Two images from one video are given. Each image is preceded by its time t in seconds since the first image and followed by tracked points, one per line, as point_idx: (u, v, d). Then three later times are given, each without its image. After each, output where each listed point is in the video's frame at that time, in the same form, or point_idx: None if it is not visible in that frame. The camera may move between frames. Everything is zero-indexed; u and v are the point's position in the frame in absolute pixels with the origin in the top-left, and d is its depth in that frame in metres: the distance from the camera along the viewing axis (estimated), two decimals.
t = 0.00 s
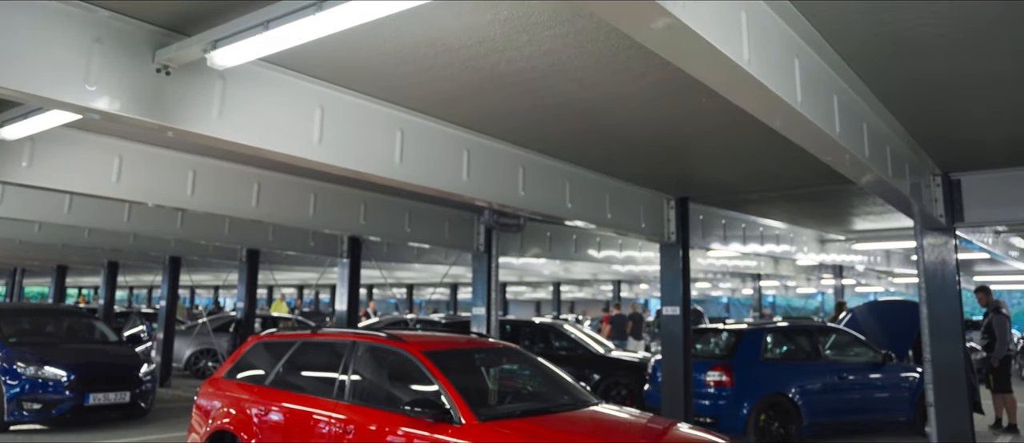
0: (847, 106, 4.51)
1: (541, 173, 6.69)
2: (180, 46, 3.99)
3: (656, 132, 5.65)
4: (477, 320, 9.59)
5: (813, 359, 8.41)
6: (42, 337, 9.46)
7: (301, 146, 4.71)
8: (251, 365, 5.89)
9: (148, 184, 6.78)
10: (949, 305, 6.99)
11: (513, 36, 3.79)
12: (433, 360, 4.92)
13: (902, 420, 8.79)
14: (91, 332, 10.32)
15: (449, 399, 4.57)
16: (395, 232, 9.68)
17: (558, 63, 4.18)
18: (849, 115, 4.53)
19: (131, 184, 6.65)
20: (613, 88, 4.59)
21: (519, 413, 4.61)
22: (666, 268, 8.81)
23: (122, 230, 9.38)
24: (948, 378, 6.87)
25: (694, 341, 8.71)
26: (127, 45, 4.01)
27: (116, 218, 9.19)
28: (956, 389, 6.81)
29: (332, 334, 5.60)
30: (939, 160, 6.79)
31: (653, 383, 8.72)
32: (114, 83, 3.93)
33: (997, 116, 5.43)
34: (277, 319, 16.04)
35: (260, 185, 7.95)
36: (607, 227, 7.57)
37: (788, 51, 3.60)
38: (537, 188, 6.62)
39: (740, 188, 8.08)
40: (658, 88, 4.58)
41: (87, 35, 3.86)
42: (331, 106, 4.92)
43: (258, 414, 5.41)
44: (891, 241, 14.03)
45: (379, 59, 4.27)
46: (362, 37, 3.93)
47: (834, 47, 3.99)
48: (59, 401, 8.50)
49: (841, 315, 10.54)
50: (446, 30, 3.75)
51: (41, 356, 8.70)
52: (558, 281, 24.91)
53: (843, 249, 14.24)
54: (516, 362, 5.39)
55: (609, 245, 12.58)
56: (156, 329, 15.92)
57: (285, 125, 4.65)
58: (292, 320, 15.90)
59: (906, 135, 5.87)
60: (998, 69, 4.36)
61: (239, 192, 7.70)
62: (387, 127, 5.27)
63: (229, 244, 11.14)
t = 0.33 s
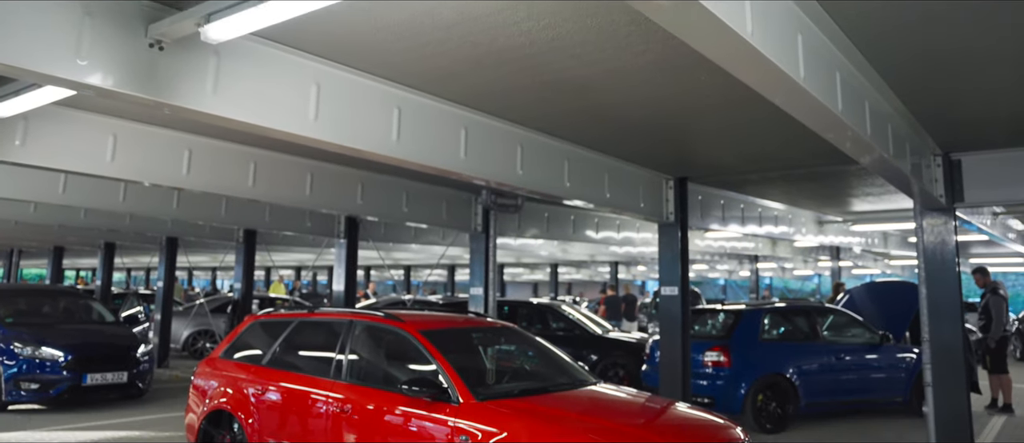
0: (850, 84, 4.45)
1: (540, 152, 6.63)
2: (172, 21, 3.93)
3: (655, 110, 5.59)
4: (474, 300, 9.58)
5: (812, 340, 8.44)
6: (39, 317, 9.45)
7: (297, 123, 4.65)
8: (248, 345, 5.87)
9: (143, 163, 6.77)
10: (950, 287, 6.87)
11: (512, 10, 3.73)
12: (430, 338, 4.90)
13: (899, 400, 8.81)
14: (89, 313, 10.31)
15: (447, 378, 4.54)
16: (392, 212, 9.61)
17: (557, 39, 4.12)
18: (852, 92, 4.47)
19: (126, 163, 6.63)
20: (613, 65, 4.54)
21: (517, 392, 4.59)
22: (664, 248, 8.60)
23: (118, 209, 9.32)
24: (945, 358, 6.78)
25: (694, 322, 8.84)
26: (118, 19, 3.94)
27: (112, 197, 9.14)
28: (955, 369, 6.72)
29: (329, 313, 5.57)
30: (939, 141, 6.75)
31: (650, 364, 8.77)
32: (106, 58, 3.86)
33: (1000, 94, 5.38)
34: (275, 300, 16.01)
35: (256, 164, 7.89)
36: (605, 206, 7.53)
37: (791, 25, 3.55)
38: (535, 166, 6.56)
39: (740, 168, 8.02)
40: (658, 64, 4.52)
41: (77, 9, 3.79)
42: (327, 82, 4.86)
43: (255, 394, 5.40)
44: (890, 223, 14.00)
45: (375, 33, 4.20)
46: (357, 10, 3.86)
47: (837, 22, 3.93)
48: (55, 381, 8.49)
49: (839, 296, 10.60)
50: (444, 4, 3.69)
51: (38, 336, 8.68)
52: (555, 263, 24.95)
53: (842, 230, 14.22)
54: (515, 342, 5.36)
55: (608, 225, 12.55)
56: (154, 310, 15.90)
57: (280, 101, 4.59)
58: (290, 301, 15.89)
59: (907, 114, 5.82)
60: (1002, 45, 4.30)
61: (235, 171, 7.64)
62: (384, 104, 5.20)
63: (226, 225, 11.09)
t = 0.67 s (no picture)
0: (853, 59, 4.39)
1: (539, 130, 6.57)
2: None
3: (655, 86, 5.53)
4: (472, 279, 9.56)
5: (809, 320, 8.46)
6: (36, 297, 9.43)
7: (293, 99, 4.59)
8: (245, 325, 5.85)
9: (137, 141, 6.71)
10: (951, 268, 6.73)
11: None
12: (428, 317, 4.87)
13: (895, 379, 8.83)
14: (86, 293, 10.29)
15: (445, 357, 4.51)
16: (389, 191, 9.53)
17: (556, 13, 4.06)
18: (855, 68, 4.41)
19: (120, 141, 6.58)
20: (613, 39, 4.47)
21: (515, 372, 4.56)
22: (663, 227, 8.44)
23: (113, 189, 9.26)
24: (945, 338, 6.68)
25: (692, 303, 8.86)
26: None
27: (108, 177, 9.08)
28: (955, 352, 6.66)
29: (326, 292, 5.54)
30: (941, 120, 6.69)
31: (649, 344, 8.74)
32: (98, 33, 3.79)
33: (1004, 71, 5.32)
34: (272, 281, 15.99)
35: (252, 142, 7.82)
36: (604, 185, 7.48)
37: None
38: (534, 144, 6.51)
39: (740, 147, 7.97)
40: (659, 39, 4.46)
41: None
42: (322, 58, 4.79)
43: (252, 373, 5.39)
44: (889, 204, 13.98)
45: (372, 7, 4.12)
46: None
47: None
48: (53, 360, 8.47)
49: (837, 276, 10.60)
50: None
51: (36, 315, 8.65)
52: (553, 244, 25.00)
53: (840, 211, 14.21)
54: (513, 321, 5.33)
55: (606, 205, 12.51)
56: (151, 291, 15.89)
57: (275, 77, 4.52)
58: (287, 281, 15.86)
59: (909, 91, 5.76)
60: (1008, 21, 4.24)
61: (230, 150, 7.57)
62: (381, 81, 5.13)
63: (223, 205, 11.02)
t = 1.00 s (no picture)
0: (857, 33, 4.31)
1: (538, 107, 6.51)
2: None
3: (656, 62, 5.46)
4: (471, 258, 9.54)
5: (808, 299, 8.45)
6: (33, 277, 9.40)
7: (289, 74, 4.53)
8: (243, 304, 5.81)
9: (132, 119, 6.65)
10: (951, 247, 6.62)
11: None
12: (426, 295, 4.83)
13: (894, 358, 8.84)
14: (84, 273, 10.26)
15: (444, 335, 4.49)
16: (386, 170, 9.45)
17: None
18: (858, 42, 4.34)
19: (115, 118, 6.52)
20: (613, 13, 4.40)
21: (514, 350, 4.54)
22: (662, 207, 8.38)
23: (109, 168, 9.19)
24: (945, 318, 6.58)
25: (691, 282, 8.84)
26: None
27: (104, 156, 9.01)
28: (955, 330, 6.56)
29: (324, 271, 5.50)
30: (944, 97, 6.63)
31: (649, 323, 8.72)
32: (89, 6, 3.72)
33: (1009, 47, 5.25)
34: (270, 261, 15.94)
35: (249, 121, 7.75)
36: (603, 163, 7.43)
37: None
38: (533, 121, 6.45)
39: (741, 125, 7.89)
40: (660, 12, 4.38)
41: None
42: (319, 34, 4.72)
43: (250, 352, 5.36)
44: (889, 184, 13.93)
45: None
46: None
47: None
48: (52, 340, 8.45)
49: (836, 256, 10.59)
50: None
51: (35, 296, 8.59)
52: (552, 224, 25.00)
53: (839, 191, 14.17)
54: (512, 299, 5.30)
55: (605, 185, 12.46)
56: (149, 271, 15.86)
57: (271, 53, 4.45)
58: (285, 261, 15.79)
59: (912, 68, 5.69)
60: None
61: (226, 128, 7.50)
62: (379, 57, 5.07)
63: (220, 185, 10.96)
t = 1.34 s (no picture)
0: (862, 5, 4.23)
1: (537, 84, 6.44)
2: None
3: (657, 36, 5.38)
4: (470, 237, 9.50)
5: (807, 279, 8.42)
6: (30, 257, 9.36)
7: (286, 50, 4.47)
8: (241, 282, 5.78)
9: (126, 97, 6.59)
10: (953, 227, 6.58)
11: None
12: (425, 273, 4.79)
13: (894, 338, 8.84)
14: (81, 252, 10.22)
15: (443, 314, 4.46)
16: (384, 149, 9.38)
17: None
18: (864, 15, 4.26)
19: (109, 97, 6.46)
20: None
21: (514, 328, 4.52)
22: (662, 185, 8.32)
23: (105, 146, 9.13)
24: (946, 297, 6.56)
25: (690, 261, 8.82)
26: None
27: (100, 134, 8.93)
28: (955, 310, 6.54)
29: (322, 249, 5.46)
30: (948, 75, 6.54)
31: (648, 302, 8.70)
32: None
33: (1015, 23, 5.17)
34: (268, 241, 15.89)
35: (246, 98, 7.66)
36: (603, 141, 7.37)
37: None
38: (532, 98, 6.38)
39: (742, 103, 7.81)
40: None
41: None
42: (315, 8, 4.64)
43: (248, 331, 5.34)
44: (888, 164, 13.86)
45: None
46: None
47: None
48: (50, 319, 8.45)
49: (836, 236, 10.53)
50: None
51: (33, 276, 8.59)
52: (551, 203, 24.97)
53: (839, 171, 14.11)
54: (511, 278, 5.27)
55: (604, 164, 12.39)
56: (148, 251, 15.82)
57: (267, 27, 4.38)
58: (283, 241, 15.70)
59: (917, 44, 5.61)
60: None
61: (223, 106, 7.42)
62: (376, 32, 4.99)
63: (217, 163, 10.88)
